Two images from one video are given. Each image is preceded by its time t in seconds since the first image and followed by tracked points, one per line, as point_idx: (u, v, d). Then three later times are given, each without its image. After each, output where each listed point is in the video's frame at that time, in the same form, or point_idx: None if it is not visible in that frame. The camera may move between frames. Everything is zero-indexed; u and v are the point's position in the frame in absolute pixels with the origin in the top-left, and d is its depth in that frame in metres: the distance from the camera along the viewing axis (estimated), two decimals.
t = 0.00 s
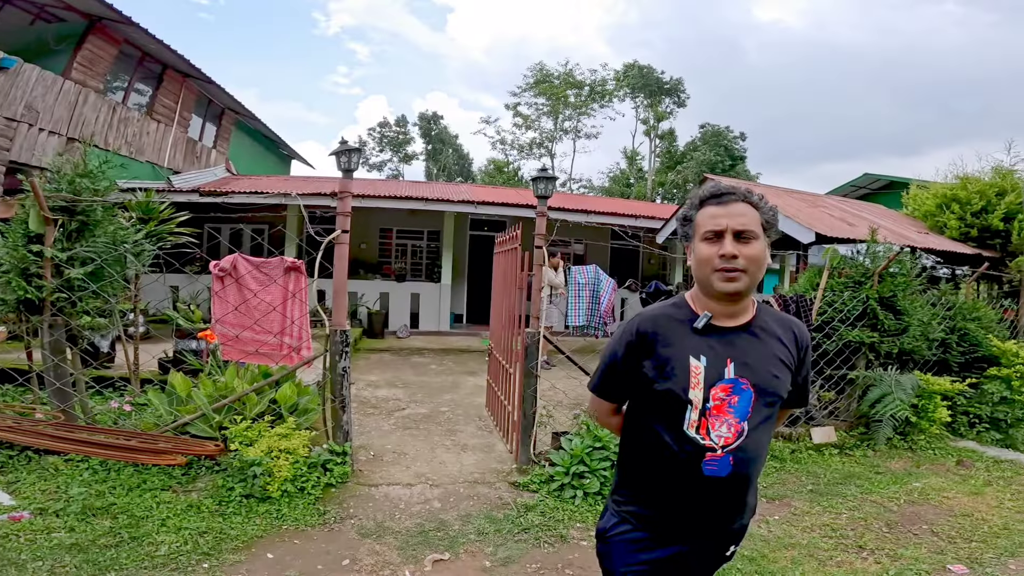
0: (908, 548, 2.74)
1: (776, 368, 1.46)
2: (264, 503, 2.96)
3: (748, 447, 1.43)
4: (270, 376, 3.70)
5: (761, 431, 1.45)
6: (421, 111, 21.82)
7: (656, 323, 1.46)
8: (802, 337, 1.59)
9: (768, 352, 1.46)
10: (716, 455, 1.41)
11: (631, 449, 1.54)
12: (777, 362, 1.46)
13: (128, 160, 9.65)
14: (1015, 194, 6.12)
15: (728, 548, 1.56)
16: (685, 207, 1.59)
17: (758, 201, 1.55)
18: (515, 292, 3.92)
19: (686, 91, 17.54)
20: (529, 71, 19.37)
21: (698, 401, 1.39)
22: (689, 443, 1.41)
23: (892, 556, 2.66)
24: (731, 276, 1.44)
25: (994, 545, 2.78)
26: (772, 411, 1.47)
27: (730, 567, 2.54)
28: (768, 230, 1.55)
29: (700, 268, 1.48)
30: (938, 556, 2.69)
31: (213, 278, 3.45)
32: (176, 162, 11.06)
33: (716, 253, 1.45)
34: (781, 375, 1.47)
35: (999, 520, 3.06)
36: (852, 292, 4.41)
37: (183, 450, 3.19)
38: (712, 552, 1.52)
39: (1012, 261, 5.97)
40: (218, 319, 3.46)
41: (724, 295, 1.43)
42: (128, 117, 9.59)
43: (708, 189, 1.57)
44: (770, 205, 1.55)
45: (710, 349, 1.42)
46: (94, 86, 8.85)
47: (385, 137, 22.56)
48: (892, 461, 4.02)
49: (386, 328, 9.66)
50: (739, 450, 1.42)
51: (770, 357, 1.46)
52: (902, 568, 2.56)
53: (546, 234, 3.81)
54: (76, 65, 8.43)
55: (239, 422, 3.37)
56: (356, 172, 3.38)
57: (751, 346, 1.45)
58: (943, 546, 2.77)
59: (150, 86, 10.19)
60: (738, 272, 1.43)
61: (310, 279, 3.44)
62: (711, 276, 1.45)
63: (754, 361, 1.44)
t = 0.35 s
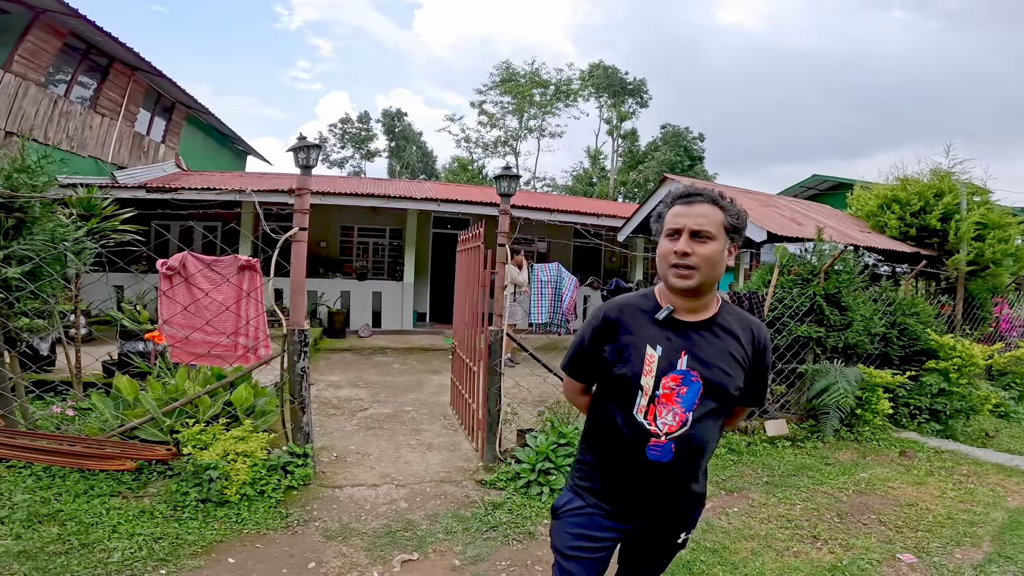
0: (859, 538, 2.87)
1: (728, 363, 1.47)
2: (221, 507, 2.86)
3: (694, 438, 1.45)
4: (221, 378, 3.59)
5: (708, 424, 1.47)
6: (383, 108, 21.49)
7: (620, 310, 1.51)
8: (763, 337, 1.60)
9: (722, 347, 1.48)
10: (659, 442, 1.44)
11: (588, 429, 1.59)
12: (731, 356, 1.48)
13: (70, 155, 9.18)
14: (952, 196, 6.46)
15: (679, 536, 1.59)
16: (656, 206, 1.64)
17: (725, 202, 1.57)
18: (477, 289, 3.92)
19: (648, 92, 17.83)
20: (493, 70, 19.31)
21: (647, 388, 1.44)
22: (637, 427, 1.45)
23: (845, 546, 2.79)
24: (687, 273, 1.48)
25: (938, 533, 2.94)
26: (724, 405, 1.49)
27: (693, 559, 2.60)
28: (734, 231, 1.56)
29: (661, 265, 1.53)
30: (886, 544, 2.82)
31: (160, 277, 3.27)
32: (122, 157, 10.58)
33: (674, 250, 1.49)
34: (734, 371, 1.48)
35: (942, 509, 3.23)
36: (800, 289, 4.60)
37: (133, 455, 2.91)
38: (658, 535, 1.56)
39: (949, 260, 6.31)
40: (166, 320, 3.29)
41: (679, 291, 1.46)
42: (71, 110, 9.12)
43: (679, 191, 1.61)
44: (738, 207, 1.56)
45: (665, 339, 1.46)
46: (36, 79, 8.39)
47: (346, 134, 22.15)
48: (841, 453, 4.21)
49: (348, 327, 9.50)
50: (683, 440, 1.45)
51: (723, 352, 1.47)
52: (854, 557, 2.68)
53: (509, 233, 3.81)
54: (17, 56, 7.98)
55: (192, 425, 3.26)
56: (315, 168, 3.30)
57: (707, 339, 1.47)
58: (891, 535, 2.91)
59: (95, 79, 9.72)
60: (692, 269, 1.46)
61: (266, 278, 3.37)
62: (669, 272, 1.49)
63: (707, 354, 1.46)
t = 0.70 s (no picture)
0: (865, 533, 2.86)
1: (704, 355, 1.44)
2: (222, 507, 2.84)
3: (672, 433, 1.41)
4: (220, 377, 3.56)
5: (687, 419, 1.43)
6: (380, 105, 21.40)
7: (591, 305, 1.54)
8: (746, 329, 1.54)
9: (697, 338, 1.45)
10: (633, 438, 1.42)
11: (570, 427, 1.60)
12: (707, 348, 1.45)
13: (65, 154, 9.11)
14: (951, 188, 6.44)
15: (670, 542, 1.53)
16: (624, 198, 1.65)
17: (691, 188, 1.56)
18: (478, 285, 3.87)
19: (646, 87, 17.78)
20: (489, 65, 19.21)
21: (619, 381, 1.44)
22: (610, 422, 1.45)
23: (852, 541, 2.78)
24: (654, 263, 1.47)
25: (944, 528, 2.93)
26: (704, 399, 1.45)
27: (699, 554, 2.59)
28: (701, 216, 1.55)
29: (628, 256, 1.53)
30: (892, 539, 2.82)
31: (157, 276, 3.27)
32: (117, 156, 10.51)
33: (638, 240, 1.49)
34: (711, 363, 1.44)
35: (947, 504, 3.23)
36: (801, 282, 4.58)
37: (133, 456, 2.91)
38: (647, 539, 1.51)
39: (949, 253, 6.31)
40: (162, 319, 3.28)
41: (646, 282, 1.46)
42: (64, 110, 9.05)
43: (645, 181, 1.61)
44: (703, 192, 1.55)
45: (636, 332, 1.46)
46: (29, 78, 8.32)
47: (343, 132, 22.06)
48: (844, 447, 4.20)
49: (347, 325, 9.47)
50: (659, 436, 1.41)
51: (698, 343, 1.44)
52: (862, 552, 2.67)
53: (510, 228, 3.77)
54: (9, 56, 7.91)
55: (191, 425, 3.25)
56: (312, 165, 3.27)
57: (680, 331, 1.45)
58: (897, 529, 2.91)
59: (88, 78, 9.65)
60: (657, 258, 1.46)
61: (263, 276, 3.31)
62: (636, 263, 1.49)
63: (680, 346, 1.44)
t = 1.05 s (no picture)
0: (884, 529, 2.82)
1: (654, 353, 1.35)
2: (226, 513, 2.80)
3: (625, 439, 1.33)
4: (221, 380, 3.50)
5: (640, 424, 1.34)
6: (377, 103, 21.30)
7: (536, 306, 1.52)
8: (708, 322, 1.43)
9: (644, 335, 1.36)
10: (582, 447, 1.36)
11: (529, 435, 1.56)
12: (657, 345, 1.36)
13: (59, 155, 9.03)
14: (956, 179, 6.41)
15: (649, 558, 1.42)
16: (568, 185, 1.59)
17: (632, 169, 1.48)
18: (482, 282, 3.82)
19: (644, 81, 17.71)
20: (487, 61, 19.12)
21: (564, 386, 1.38)
22: (558, 429, 1.40)
23: (872, 538, 2.74)
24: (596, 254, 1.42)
25: (963, 523, 2.90)
26: (658, 401, 1.35)
27: (717, 553, 2.55)
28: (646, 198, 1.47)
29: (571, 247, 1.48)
30: (912, 535, 2.78)
31: (153, 276, 3.21)
32: (111, 156, 10.43)
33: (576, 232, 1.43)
34: (663, 362, 1.35)
35: (965, 498, 3.19)
36: (809, 274, 4.54)
37: (133, 461, 2.94)
38: (614, 553, 1.42)
39: (955, 244, 6.28)
40: (159, 321, 3.22)
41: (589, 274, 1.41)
42: (57, 110, 8.96)
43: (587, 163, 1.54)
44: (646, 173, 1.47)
45: (580, 332, 1.40)
46: (20, 78, 8.23)
47: (341, 129, 21.97)
48: (855, 441, 4.16)
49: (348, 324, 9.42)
50: (608, 444, 1.34)
51: (646, 341, 1.36)
52: (882, 548, 2.64)
53: (515, 222, 3.72)
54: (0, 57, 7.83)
55: (192, 429, 3.20)
56: (311, 159, 3.21)
57: (625, 328, 1.38)
58: (916, 525, 2.87)
59: (80, 78, 9.56)
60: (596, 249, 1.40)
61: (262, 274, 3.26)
62: (577, 255, 1.44)
63: (626, 345, 1.36)
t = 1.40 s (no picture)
0: (922, 529, 2.75)
1: (656, 354, 1.22)
2: (233, 521, 2.73)
3: (630, 450, 1.21)
4: (226, 382, 3.44)
5: (647, 435, 1.21)
6: (380, 100, 21.24)
7: (517, 305, 1.38)
8: (714, 313, 1.30)
9: (644, 334, 1.24)
10: (584, 466, 1.22)
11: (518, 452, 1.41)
12: (660, 343, 1.23)
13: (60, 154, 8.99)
14: (975, 170, 6.33)
15: None
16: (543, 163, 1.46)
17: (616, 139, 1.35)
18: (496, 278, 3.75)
19: (648, 76, 17.63)
20: (492, 57, 19.03)
21: (557, 399, 1.25)
22: (552, 447, 1.26)
23: (909, 538, 2.67)
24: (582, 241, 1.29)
25: (1001, 522, 2.83)
26: (664, 408, 1.23)
27: (749, 558, 2.48)
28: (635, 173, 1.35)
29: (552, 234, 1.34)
30: (951, 535, 2.71)
31: (153, 274, 3.13)
32: (113, 156, 10.39)
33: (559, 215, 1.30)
34: (667, 362, 1.22)
35: (1000, 496, 3.12)
36: (830, 267, 4.46)
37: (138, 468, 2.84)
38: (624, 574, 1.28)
39: (974, 236, 6.19)
40: (160, 321, 3.13)
41: (575, 264, 1.28)
42: (57, 109, 8.92)
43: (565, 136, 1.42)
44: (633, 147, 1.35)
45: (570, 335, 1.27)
46: (20, 78, 8.17)
47: (344, 127, 21.92)
48: (880, 438, 4.08)
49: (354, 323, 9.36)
50: (612, 460, 1.21)
51: (647, 339, 1.23)
52: (922, 549, 2.56)
53: (529, 216, 3.64)
54: None
55: (196, 434, 3.09)
56: (316, 150, 3.14)
57: (621, 327, 1.25)
58: (954, 526, 2.79)
59: (80, 77, 9.51)
60: (584, 234, 1.26)
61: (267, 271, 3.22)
62: (560, 242, 1.31)
63: (625, 346, 1.23)
